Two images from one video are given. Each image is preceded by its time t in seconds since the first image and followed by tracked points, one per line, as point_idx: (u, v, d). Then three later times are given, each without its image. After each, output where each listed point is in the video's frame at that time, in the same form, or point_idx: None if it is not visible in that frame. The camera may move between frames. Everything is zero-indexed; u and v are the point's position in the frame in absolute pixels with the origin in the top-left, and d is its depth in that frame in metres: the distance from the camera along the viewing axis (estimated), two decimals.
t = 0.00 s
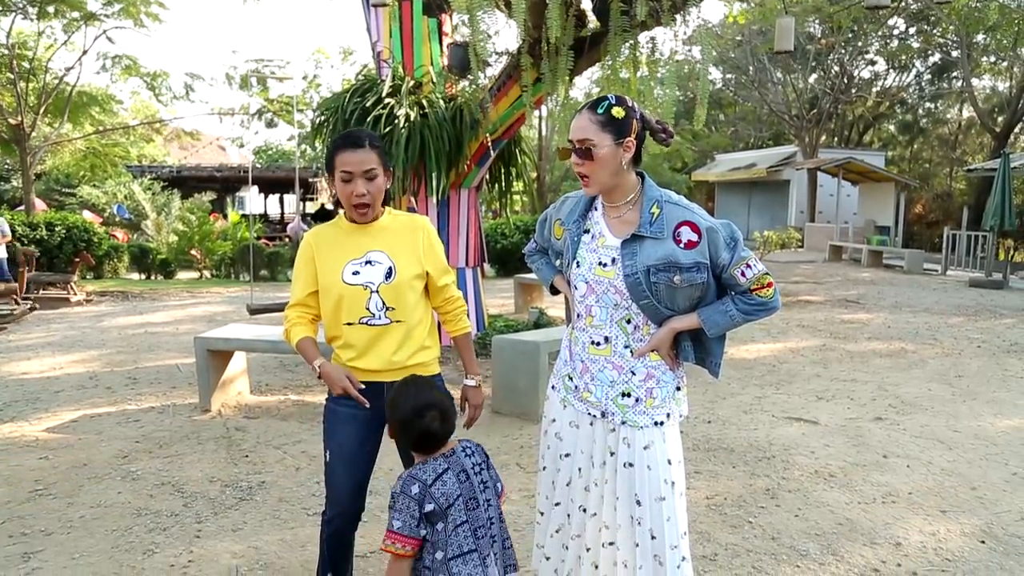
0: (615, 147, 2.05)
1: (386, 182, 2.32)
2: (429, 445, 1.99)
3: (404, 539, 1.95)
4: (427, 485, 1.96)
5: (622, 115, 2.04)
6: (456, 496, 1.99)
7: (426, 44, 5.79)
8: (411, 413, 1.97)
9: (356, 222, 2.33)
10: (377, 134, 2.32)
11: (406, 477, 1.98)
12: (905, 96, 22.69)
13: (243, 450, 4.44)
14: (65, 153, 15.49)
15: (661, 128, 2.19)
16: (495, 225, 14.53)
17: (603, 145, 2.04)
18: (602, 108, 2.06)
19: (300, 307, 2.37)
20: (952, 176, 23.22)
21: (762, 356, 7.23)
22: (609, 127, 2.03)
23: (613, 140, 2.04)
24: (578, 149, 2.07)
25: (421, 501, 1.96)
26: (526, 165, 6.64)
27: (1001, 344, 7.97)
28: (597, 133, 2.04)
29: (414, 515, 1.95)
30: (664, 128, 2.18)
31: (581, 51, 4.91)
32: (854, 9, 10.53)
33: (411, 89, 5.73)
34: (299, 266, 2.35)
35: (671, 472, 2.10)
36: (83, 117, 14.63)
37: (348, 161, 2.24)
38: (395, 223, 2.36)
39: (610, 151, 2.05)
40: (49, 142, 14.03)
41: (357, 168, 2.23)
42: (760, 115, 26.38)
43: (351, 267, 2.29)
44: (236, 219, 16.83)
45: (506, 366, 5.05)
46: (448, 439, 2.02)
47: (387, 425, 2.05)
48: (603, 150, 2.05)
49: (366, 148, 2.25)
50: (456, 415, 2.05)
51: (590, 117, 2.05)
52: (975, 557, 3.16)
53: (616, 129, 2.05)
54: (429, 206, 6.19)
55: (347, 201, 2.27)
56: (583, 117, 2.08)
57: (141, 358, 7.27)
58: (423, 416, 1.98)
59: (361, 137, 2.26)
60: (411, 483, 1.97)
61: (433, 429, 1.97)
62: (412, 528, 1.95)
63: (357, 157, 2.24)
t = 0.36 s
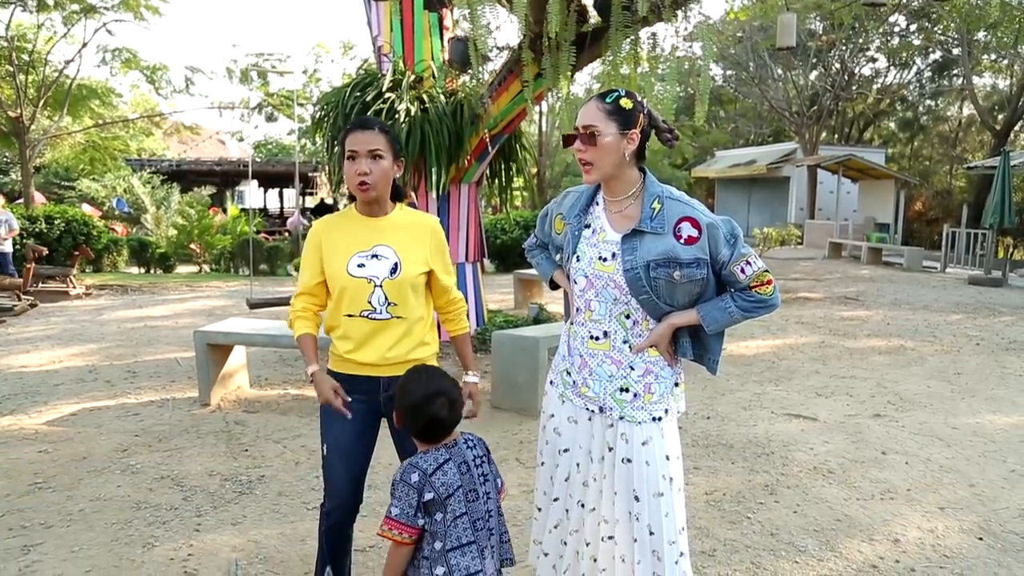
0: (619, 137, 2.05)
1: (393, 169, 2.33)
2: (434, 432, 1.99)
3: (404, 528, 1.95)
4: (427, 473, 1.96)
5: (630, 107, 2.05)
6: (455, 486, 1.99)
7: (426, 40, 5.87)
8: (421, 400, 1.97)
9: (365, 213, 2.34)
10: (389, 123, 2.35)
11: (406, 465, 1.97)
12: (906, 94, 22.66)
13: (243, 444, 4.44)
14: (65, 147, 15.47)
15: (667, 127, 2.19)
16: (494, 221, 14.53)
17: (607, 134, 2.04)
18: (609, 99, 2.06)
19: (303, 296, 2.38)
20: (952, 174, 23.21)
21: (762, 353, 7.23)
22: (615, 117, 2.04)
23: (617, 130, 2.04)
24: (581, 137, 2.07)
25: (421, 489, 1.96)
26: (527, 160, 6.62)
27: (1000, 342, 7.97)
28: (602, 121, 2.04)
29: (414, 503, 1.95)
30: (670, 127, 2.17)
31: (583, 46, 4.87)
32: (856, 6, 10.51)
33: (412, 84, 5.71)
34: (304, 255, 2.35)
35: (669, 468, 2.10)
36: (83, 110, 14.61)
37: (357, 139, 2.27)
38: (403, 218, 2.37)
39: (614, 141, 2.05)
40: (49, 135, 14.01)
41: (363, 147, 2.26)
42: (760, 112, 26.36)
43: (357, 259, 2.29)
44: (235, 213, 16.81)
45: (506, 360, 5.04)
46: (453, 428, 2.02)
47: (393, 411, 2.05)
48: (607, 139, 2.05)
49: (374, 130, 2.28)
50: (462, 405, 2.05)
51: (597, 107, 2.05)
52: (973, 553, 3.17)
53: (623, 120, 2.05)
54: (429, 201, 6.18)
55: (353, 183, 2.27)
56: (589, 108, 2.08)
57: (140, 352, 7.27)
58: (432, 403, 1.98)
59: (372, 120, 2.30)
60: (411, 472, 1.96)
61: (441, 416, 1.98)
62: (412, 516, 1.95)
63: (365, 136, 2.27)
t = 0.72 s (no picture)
0: (613, 141, 2.05)
1: (397, 157, 2.34)
2: (413, 432, 2.00)
3: (383, 532, 1.95)
4: (408, 476, 1.97)
5: (618, 109, 2.04)
6: (436, 489, 2.00)
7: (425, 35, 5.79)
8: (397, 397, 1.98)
9: (369, 204, 2.35)
10: (393, 115, 2.36)
11: (386, 467, 1.97)
12: (903, 87, 22.64)
13: (243, 440, 4.45)
14: (62, 145, 15.45)
15: (662, 113, 2.17)
16: (492, 216, 14.53)
17: (600, 141, 2.04)
18: (596, 104, 2.05)
19: (308, 288, 2.41)
20: (949, 168, 23.22)
21: (761, 346, 7.25)
22: (604, 123, 2.03)
23: (609, 135, 2.04)
24: (575, 147, 2.07)
25: (401, 493, 1.96)
26: (525, 154, 6.62)
27: (999, 334, 7.99)
28: (593, 129, 2.04)
29: (394, 506, 1.95)
30: (664, 112, 2.16)
31: (580, 40, 4.86)
32: None
33: (410, 79, 5.70)
34: (309, 245, 2.36)
35: (669, 460, 2.11)
36: (80, 108, 14.59)
37: (361, 125, 2.28)
38: (407, 211, 2.37)
39: (608, 146, 2.05)
40: (46, 133, 13.99)
41: (366, 131, 2.27)
42: (758, 106, 26.36)
43: (360, 251, 2.30)
44: (233, 210, 16.79)
45: (506, 355, 5.05)
46: (431, 428, 2.03)
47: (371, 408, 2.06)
48: (600, 146, 2.05)
49: (379, 116, 2.30)
50: (440, 401, 2.06)
51: (585, 113, 2.05)
52: (971, 544, 3.19)
53: (613, 122, 2.04)
54: (428, 196, 6.20)
55: (357, 173, 2.29)
56: (578, 112, 2.07)
57: (139, 349, 7.28)
58: (410, 398, 1.99)
59: (375, 109, 2.32)
60: (391, 474, 1.96)
61: (418, 412, 1.99)
62: (392, 520, 1.96)
63: (369, 122, 2.28)
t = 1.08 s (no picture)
0: (607, 133, 2.05)
1: (398, 150, 2.34)
2: (400, 428, 2.02)
3: (378, 533, 1.96)
4: (400, 474, 1.98)
5: (612, 100, 2.04)
6: (425, 484, 2.02)
7: (422, 26, 5.87)
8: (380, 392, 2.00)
9: (369, 197, 2.35)
10: (393, 106, 2.36)
11: (377, 466, 1.98)
12: (903, 80, 22.59)
13: (241, 432, 4.46)
14: (60, 137, 15.41)
15: (654, 105, 2.17)
16: (491, 209, 14.52)
17: (595, 133, 2.05)
18: (590, 95, 2.05)
19: (306, 278, 2.43)
20: (948, 160, 23.20)
21: (758, 339, 7.26)
22: (599, 115, 2.03)
23: (603, 127, 2.04)
24: (569, 140, 2.08)
25: (394, 490, 1.97)
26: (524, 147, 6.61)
27: (996, 327, 8.00)
28: (587, 121, 2.04)
29: (387, 506, 1.96)
30: (657, 105, 2.15)
31: (578, 32, 4.82)
32: None
33: (408, 71, 5.69)
34: (308, 236, 2.38)
35: (663, 453, 2.12)
36: (78, 100, 14.56)
37: (361, 118, 2.29)
38: (407, 203, 2.37)
39: (602, 137, 2.05)
40: (44, 125, 13.95)
41: (367, 124, 2.28)
42: (757, 99, 26.31)
43: (357, 243, 2.30)
44: (231, 203, 16.77)
45: (504, 347, 5.06)
46: (415, 422, 2.04)
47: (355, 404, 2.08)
48: (594, 139, 2.05)
49: (380, 109, 2.31)
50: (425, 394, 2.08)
51: (579, 105, 2.05)
52: (966, 536, 3.21)
53: (606, 115, 2.04)
54: (426, 189, 6.20)
55: (356, 167, 2.29)
56: (572, 104, 2.08)
57: (138, 341, 7.28)
58: (392, 393, 2.01)
59: (376, 101, 2.32)
60: (382, 472, 1.97)
61: (401, 407, 2.00)
62: (386, 519, 1.97)
63: (370, 114, 2.29)
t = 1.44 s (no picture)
0: (601, 125, 2.07)
1: (400, 149, 2.35)
2: (400, 416, 2.06)
3: (383, 515, 2.01)
4: (400, 458, 2.03)
5: (608, 93, 2.06)
6: (423, 468, 2.08)
7: (420, 24, 5.87)
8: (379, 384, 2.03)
9: (369, 193, 2.35)
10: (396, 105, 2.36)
11: (377, 452, 2.03)
12: (904, 76, 22.50)
13: (240, 429, 4.47)
14: (61, 135, 15.42)
15: (649, 106, 2.19)
16: (491, 206, 14.52)
17: (588, 123, 2.06)
18: (587, 87, 2.07)
19: (300, 273, 2.42)
20: (950, 156, 23.15)
21: (758, 336, 7.26)
22: (594, 106, 2.05)
23: (598, 119, 2.06)
24: (562, 128, 2.09)
25: (396, 474, 2.02)
26: (522, 144, 6.62)
27: (996, 324, 8.00)
28: (582, 111, 2.06)
29: (391, 489, 2.01)
30: (650, 104, 2.16)
31: (575, 30, 4.84)
32: None
33: (407, 69, 5.73)
34: (305, 230, 2.37)
35: (654, 450, 2.13)
36: (79, 98, 14.58)
37: (365, 116, 2.28)
38: (406, 201, 2.38)
39: (596, 129, 2.07)
40: (46, 123, 13.98)
41: (370, 123, 2.27)
42: (758, 95, 26.27)
43: (355, 241, 2.30)
44: (232, 200, 16.78)
45: (502, 344, 5.06)
46: (413, 411, 2.09)
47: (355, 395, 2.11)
48: (587, 129, 2.07)
49: (384, 108, 2.30)
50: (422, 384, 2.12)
51: (576, 96, 2.07)
52: (962, 532, 3.22)
53: (602, 107, 2.06)
54: (425, 186, 6.21)
55: (359, 163, 2.29)
56: (568, 97, 2.10)
57: (138, 338, 7.30)
58: (393, 384, 2.04)
59: (380, 101, 2.32)
60: (383, 457, 2.02)
61: (402, 398, 2.04)
62: (389, 503, 2.01)
63: (374, 113, 2.28)
